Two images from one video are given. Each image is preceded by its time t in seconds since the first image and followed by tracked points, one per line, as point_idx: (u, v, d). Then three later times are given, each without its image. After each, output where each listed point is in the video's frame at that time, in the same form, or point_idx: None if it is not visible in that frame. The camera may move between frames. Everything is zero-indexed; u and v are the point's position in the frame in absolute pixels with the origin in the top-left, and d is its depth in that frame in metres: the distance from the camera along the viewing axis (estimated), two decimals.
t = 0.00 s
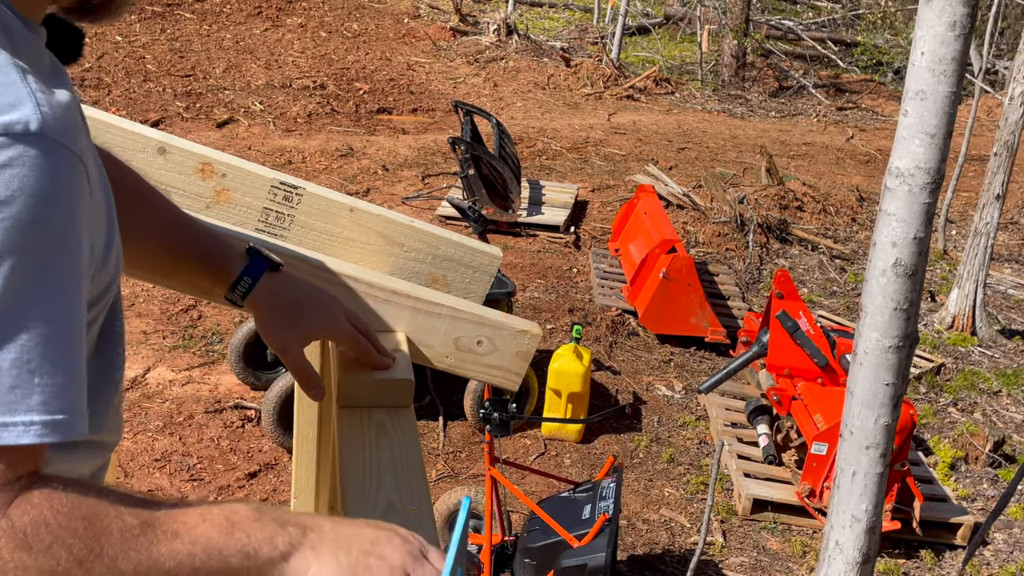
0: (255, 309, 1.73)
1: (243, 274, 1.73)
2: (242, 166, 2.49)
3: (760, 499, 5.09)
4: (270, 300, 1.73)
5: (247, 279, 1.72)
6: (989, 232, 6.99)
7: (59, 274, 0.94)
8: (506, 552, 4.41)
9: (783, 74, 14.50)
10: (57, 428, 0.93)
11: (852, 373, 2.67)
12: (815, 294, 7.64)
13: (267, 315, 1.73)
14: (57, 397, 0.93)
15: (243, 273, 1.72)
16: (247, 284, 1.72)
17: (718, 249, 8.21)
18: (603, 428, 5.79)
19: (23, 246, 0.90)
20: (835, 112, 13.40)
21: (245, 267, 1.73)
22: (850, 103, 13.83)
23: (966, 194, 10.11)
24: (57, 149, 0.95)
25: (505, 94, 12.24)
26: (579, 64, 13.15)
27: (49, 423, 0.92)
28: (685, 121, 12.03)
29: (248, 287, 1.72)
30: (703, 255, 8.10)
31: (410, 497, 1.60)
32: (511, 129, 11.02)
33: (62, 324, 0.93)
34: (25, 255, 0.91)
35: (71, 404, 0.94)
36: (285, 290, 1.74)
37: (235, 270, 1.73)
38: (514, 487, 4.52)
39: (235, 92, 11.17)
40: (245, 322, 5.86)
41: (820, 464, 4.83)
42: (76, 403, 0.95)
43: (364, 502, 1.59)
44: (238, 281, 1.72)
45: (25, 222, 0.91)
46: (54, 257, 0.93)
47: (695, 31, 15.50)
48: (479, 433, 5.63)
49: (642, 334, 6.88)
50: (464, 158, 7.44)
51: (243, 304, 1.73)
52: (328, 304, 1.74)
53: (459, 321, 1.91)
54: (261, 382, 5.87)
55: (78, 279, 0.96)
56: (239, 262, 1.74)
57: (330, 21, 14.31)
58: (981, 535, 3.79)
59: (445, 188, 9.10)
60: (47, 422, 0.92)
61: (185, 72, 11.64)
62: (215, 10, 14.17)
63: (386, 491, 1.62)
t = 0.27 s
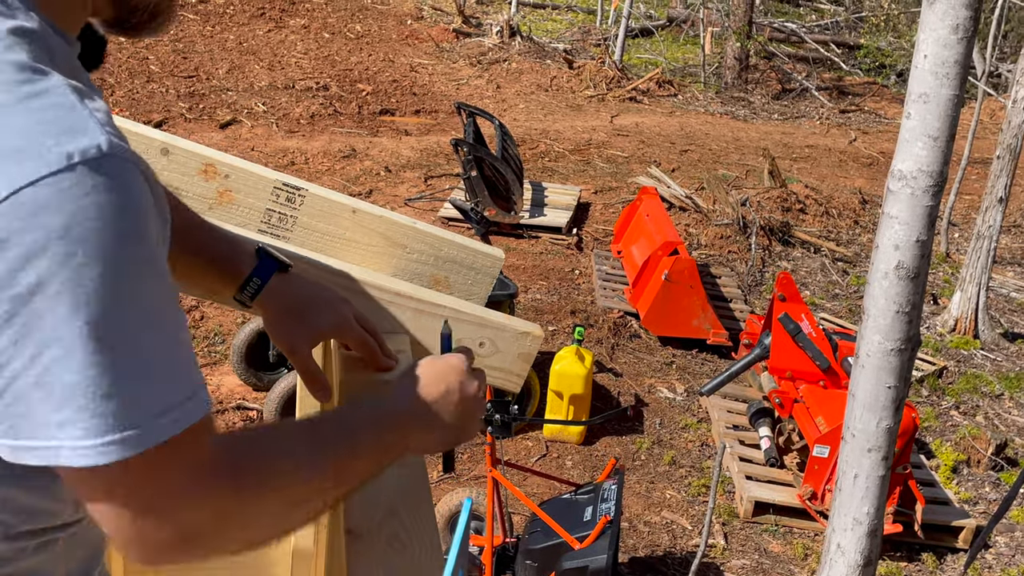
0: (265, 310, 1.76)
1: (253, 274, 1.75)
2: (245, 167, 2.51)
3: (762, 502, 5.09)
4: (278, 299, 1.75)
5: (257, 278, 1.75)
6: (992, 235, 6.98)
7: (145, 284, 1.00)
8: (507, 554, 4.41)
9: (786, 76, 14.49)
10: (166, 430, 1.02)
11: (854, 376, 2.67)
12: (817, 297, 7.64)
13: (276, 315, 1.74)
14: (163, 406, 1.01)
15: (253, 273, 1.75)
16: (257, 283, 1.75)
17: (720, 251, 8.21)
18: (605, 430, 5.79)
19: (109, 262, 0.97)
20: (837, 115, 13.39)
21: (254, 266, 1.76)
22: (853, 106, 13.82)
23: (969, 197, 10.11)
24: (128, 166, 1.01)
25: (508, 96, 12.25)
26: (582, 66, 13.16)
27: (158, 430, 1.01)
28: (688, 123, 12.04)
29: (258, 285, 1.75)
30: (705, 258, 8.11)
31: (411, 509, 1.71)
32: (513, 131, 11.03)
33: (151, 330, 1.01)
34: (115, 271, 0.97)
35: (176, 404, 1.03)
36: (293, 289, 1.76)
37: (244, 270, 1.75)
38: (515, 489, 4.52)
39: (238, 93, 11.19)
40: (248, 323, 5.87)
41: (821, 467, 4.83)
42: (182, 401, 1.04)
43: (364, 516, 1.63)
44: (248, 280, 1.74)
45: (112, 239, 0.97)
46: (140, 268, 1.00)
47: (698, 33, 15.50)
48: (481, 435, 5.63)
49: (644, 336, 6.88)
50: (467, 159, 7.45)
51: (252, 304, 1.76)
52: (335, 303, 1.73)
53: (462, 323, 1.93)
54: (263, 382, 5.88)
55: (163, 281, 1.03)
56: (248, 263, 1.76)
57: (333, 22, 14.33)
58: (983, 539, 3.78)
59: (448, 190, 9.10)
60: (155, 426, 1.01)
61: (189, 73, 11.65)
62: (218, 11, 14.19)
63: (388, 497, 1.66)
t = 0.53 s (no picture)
0: (266, 315, 1.74)
1: (253, 280, 1.72)
2: (248, 171, 2.54)
3: (763, 505, 5.09)
4: (279, 303, 1.74)
5: (257, 284, 1.72)
6: (994, 238, 6.98)
7: (216, 299, 1.06)
8: (509, 557, 4.41)
9: (788, 79, 14.48)
10: (214, 425, 1.10)
11: (855, 379, 2.66)
12: (819, 300, 7.64)
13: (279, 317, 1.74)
14: (217, 397, 1.09)
15: (253, 279, 1.72)
16: (258, 288, 1.72)
17: (721, 254, 8.22)
18: (606, 433, 5.79)
19: (190, 278, 1.03)
20: (839, 118, 13.39)
21: (254, 273, 1.72)
22: (855, 109, 13.82)
23: (971, 201, 10.10)
24: (210, 184, 1.06)
25: (510, 99, 12.26)
26: (584, 70, 13.17)
27: (208, 424, 1.10)
28: (690, 126, 12.04)
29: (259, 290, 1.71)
30: (707, 261, 8.11)
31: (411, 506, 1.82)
32: (515, 134, 11.04)
33: (218, 338, 1.08)
34: (193, 285, 1.03)
35: (235, 402, 1.11)
36: (295, 292, 1.75)
37: (244, 276, 1.72)
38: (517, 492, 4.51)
39: (240, 96, 11.20)
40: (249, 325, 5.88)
41: (823, 470, 4.84)
42: (242, 398, 1.12)
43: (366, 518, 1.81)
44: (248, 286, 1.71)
45: (194, 260, 1.03)
46: (215, 285, 1.06)
47: (700, 36, 15.50)
48: (483, 438, 5.63)
49: (646, 339, 6.88)
50: (469, 162, 7.46)
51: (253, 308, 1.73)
52: (337, 308, 1.74)
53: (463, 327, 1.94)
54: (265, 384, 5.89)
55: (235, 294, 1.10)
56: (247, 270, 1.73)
57: (335, 25, 14.34)
58: (984, 543, 3.77)
59: (449, 193, 9.11)
60: (205, 420, 1.09)
61: (191, 75, 11.66)
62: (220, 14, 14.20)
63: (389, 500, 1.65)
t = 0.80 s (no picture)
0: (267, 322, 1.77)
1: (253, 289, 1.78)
2: (251, 177, 2.55)
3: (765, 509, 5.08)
4: (279, 311, 1.78)
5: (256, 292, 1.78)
6: (995, 243, 6.98)
7: (239, 323, 1.13)
8: (510, 561, 4.40)
9: (789, 83, 14.49)
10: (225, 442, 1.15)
11: (857, 384, 2.66)
12: (821, 304, 7.64)
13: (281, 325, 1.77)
14: (233, 415, 1.15)
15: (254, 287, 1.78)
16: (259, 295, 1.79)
17: (723, 258, 8.21)
18: (607, 437, 5.79)
19: (219, 299, 1.09)
20: (841, 122, 13.39)
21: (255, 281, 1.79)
22: (857, 113, 13.82)
23: (973, 205, 10.10)
24: (243, 209, 1.12)
25: (512, 102, 12.27)
26: (585, 73, 13.17)
27: (220, 442, 1.15)
28: (691, 130, 12.05)
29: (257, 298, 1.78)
30: (708, 264, 8.11)
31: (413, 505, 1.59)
32: (517, 137, 11.05)
33: (238, 360, 1.14)
34: (221, 307, 1.09)
35: (247, 422, 1.17)
36: (295, 300, 1.79)
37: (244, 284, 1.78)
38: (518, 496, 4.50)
39: (242, 99, 11.21)
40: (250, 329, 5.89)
41: (824, 474, 4.83)
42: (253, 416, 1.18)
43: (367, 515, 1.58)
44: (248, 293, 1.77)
45: (223, 283, 1.09)
46: (239, 309, 1.12)
47: (701, 40, 15.51)
48: (484, 441, 5.64)
49: (647, 342, 6.88)
50: (470, 165, 7.47)
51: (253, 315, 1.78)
52: (335, 314, 1.75)
53: (464, 329, 1.91)
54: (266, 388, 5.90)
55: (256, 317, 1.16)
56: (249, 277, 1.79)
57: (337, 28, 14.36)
58: (986, 548, 3.76)
59: (451, 196, 9.11)
60: (219, 438, 1.15)
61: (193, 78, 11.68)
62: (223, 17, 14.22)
63: (390, 504, 1.60)
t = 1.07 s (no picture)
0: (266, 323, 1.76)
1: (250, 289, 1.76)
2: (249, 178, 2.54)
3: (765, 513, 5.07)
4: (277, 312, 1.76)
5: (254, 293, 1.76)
6: (996, 246, 6.99)
7: (274, 347, 1.20)
8: (510, 563, 4.39)
9: (790, 86, 14.49)
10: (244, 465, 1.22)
11: (857, 387, 2.65)
12: (821, 307, 7.64)
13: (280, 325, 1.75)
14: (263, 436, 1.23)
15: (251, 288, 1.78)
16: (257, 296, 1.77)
17: (724, 261, 8.21)
18: (607, 440, 5.78)
19: (258, 325, 1.16)
20: (842, 125, 13.39)
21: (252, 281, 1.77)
22: (857, 116, 13.82)
23: (973, 208, 10.11)
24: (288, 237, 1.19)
25: (512, 105, 12.28)
26: (586, 76, 13.18)
27: (242, 463, 1.22)
28: (692, 133, 12.05)
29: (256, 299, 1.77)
30: (709, 267, 8.10)
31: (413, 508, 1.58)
32: (517, 140, 11.05)
33: (271, 382, 1.22)
34: (259, 333, 1.17)
35: (274, 442, 1.25)
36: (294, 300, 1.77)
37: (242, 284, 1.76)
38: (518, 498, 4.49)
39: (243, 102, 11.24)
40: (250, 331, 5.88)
41: (825, 478, 4.83)
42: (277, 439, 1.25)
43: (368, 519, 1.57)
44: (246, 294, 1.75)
45: (263, 309, 1.16)
46: (276, 334, 1.19)
47: (702, 42, 15.51)
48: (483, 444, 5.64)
49: (647, 345, 6.88)
50: (471, 168, 7.47)
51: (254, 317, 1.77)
52: (333, 318, 1.74)
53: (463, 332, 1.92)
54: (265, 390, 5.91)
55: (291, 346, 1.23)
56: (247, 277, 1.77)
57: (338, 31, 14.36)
58: (987, 552, 3.74)
59: (451, 199, 9.10)
60: (242, 460, 1.22)
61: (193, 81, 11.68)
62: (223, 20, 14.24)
63: (391, 506, 1.59)
